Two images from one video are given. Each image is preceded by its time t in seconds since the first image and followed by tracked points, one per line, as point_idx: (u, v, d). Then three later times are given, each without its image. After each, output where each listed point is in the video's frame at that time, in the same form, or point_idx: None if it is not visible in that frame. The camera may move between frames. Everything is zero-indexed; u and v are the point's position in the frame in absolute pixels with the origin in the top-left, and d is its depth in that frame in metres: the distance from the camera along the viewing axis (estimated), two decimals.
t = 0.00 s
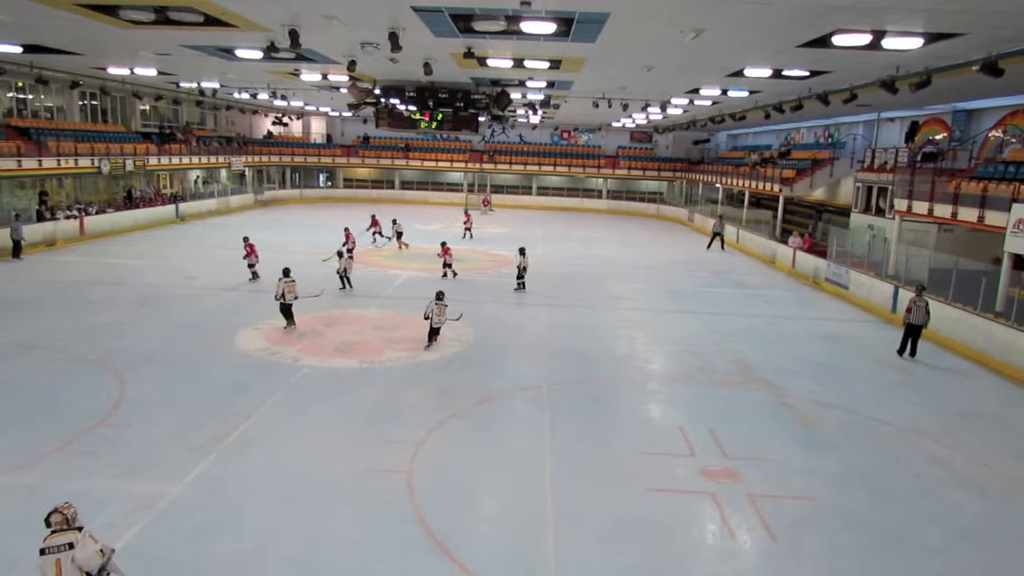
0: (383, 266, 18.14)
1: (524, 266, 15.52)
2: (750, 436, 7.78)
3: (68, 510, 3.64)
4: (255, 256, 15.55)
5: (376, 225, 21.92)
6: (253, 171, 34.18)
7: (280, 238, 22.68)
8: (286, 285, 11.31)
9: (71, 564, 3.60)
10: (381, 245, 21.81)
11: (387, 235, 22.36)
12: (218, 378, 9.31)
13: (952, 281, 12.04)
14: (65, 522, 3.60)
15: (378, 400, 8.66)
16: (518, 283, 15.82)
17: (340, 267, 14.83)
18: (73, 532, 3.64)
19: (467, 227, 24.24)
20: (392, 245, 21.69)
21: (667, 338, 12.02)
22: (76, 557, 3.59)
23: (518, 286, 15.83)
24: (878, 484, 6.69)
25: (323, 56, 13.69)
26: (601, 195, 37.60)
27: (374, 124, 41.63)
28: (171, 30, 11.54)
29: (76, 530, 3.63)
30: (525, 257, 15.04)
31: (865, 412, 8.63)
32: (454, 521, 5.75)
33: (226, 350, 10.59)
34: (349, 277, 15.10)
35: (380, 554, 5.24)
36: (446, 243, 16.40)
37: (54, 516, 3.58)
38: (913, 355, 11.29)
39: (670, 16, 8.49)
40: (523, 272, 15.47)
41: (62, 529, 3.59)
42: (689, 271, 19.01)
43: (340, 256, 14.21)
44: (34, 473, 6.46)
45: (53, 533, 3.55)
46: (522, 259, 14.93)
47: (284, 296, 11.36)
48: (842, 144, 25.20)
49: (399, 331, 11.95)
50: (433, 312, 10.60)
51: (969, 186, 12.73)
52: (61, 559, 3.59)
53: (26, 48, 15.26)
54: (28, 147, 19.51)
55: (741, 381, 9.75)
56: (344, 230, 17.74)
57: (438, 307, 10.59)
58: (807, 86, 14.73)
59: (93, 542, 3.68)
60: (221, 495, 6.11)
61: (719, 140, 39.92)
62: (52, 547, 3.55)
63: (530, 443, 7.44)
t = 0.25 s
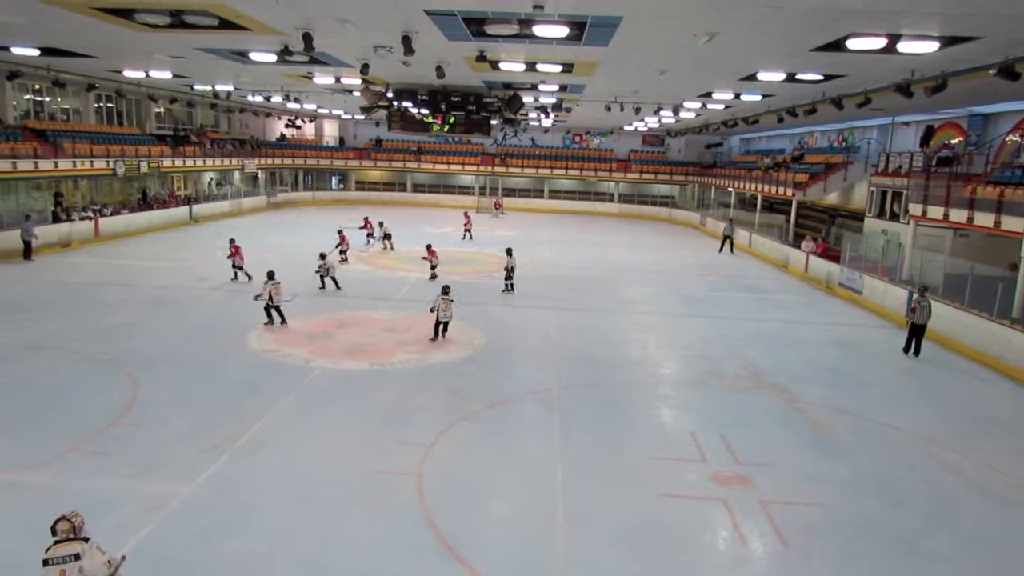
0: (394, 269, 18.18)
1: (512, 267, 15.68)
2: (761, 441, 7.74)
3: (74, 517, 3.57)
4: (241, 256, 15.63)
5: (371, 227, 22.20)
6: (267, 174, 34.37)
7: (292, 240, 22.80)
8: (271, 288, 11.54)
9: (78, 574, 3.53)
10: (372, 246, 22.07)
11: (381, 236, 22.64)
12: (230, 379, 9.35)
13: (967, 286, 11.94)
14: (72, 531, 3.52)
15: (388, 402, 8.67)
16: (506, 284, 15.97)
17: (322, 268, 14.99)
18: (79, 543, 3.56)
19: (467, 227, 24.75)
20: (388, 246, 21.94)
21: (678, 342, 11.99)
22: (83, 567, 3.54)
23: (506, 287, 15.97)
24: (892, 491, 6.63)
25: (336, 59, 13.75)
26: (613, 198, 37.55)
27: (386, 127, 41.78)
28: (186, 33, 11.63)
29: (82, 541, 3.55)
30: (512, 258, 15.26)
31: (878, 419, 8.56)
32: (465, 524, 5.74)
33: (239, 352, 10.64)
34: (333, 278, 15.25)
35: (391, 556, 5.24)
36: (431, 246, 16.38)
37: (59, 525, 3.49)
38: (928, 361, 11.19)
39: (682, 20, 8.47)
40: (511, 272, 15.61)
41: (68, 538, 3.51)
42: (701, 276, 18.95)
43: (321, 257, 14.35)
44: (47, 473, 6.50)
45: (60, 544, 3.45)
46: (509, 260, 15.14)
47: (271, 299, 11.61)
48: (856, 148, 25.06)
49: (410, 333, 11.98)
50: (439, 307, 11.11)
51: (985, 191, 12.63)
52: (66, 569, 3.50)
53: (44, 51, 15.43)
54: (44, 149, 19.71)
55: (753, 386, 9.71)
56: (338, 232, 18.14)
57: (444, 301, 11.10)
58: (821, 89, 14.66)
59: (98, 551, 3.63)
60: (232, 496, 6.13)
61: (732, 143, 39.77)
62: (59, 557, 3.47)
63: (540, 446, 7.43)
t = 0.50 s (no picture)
0: (408, 273, 18.24)
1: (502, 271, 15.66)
2: (777, 447, 7.69)
3: (73, 531, 3.49)
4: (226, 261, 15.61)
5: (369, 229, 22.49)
6: (282, 179, 34.60)
7: (307, 245, 22.93)
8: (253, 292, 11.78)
9: None
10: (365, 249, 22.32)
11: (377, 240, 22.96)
12: (245, 382, 9.40)
13: (987, 291, 11.81)
14: (72, 545, 3.43)
15: (402, 406, 8.70)
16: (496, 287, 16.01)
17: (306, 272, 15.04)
18: (76, 558, 3.46)
19: (467, 230, 25.13)
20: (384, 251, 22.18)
21: (692, 347, 11.94)
22: None
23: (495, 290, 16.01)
24: (909, 498, 6.56)
25: (351, 64, 13.84)
26: (627, 203, 37.49)
27: (400, 132, 41.97)
28: (203, 40, 11.74)
29: (80, 555, 3.46)
30: (503, 262, 15.29)
31: (895, 424, 8.48)
32: (478, 530, 5.73)
33: (254, 355, 10.71)
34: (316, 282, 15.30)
35: (405, 561, 5.25)
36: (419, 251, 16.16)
37: (60, 539, 3.39)
38: (946, 366, 11.08)
39: (696, 24, 8.45)
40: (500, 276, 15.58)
41: (67, 553, 3.42)
42: (715, 280, 18.87)
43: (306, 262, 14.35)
44: (65, 475, 6.56)
45: (59, 557, 3.36)
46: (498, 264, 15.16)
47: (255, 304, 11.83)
48: (872, 151, 24.90)
49: (424, 338, 12.01)
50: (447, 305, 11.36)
51: (1004, 194, 12.50)
52: None
53: (63, 58, 15.62)
54: (63, 154, 19.96)
55: (768, 391, 9.65)
56: (334, 238, 18.33)
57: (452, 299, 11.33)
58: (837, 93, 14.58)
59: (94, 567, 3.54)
60: (247, 500, 6.15)
61: (746, 147, 39.54)
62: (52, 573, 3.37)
63: (554, 451, 7.41)
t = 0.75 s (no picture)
0: (423, 278, 18.27)
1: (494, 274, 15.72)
2: (793, 454, 7.62)
3: (71, 545, 3.35)
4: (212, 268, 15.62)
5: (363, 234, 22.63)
6: (298, 185, 34.79)
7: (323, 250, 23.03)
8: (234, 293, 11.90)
9: None
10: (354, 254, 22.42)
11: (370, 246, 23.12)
12: (261, 387, 9.43)
13: (1008, 296, 11.65)
14: (72, 560, 3.28)
15: (417, 411, 8.70)
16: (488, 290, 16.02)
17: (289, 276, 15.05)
18: (76, 574, 3.30)
19: (467, 235, 25.24)
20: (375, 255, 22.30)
21: (708, 353, 11.87)
22: None
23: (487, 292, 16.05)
24: (930, 507, 6.47)
25: (366, 71, 13.90)
26: (642, 208, 37.39)
27: (415, 137, 42.12)
28: (221, 47, 11.84)
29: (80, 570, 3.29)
30: (495, 265, 15.38)
31: (914, 432, 8.37)
32: (491, 536, 5.72)
33: (270, 361, 10.75)
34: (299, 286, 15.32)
35: (420, 567, 5.23)
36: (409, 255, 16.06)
37: (59, 554, 3.25)
38: (967, 373, 10.92)
39: (712, 28, 8.40)
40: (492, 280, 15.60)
41: (67, 568, 3.25)
42: (731, 286, 18.76)
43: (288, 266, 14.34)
44: (85, 479, 6.61)
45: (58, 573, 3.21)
46: (490, 266, 15.25)
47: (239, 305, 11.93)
48: (890, 156, 24.70)
49: (440, 343, 12.01)
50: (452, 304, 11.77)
51: None
52: None
53: (84, 66, 15.81)
54: (83, 161, 20.21)
55: (785, 398, 9.57)
56: (330, 244, 18.37)
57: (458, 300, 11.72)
58: (854, 96, 14.47)
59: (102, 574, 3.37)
60: (262, 505, 6.17)
61: (761, 151, 39.25)
62: None
63: (569, 457, 7.38)
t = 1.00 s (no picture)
0: (440, 282, 18.30)
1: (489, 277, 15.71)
2: (812, 461, 7.54)
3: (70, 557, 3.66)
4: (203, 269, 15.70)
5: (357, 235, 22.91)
6: (316, 188, 35.01)
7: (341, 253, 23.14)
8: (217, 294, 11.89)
9: None
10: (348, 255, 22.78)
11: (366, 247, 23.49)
12: (279, 389, 9.47)
13: None
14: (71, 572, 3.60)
15: (434, 414, 8.70)
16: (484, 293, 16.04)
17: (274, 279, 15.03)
18: None
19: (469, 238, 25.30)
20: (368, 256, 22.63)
21: (726, 358, 11.78)
22: None
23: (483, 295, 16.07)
24: (952, 516, 6.37)
25: (385, 75, 13.96)
26: (659, 212, 37.26)
27: (432, 141, 42.25)
28: (241, 51, 11.93)
29: None
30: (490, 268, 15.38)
31: (936, 440, 8.25)
32: (508, 538, 5.70)
33: (288, 362, 10.81)
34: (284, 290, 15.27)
35: (436, 569, 5.22)
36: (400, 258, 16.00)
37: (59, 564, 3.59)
38: (990, 380, 10.76)
39: (732, 31, 8.35)
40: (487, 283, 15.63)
41: None
42: (749, 290, 18.63)
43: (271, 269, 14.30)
44: (106, 478, 6.67)
45: None
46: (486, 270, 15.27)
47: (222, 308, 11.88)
48: (912, 159, 24.45)
49: (456, 346, 12.03)
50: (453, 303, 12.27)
51: None
52: None
53: (107, 71, 16.02)
54: (105, 164, 20.47)
55: (804, 404, 9.48)
56: (328, 247, 18.42)
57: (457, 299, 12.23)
58: (876, 99, 14.33)
59: None
60: (280, 506, 6.18)
61: (781, 155, 39.03)
62: None
63: (586, 461, 7.35)
